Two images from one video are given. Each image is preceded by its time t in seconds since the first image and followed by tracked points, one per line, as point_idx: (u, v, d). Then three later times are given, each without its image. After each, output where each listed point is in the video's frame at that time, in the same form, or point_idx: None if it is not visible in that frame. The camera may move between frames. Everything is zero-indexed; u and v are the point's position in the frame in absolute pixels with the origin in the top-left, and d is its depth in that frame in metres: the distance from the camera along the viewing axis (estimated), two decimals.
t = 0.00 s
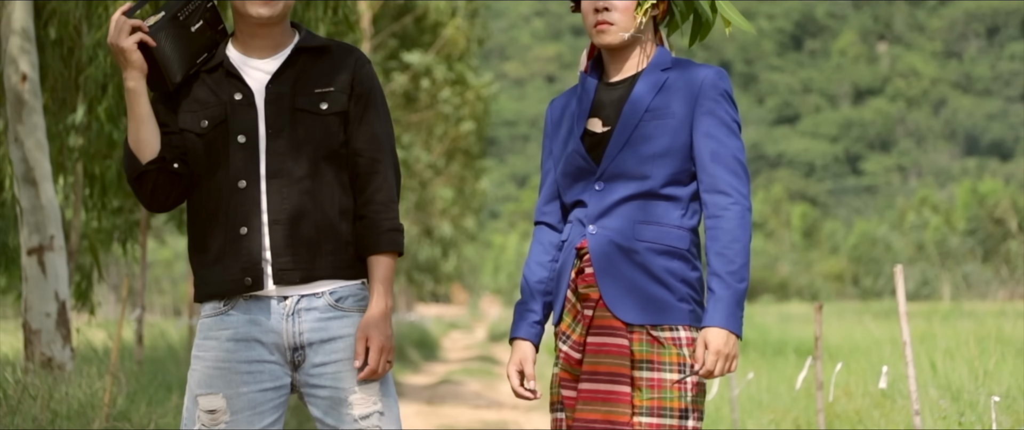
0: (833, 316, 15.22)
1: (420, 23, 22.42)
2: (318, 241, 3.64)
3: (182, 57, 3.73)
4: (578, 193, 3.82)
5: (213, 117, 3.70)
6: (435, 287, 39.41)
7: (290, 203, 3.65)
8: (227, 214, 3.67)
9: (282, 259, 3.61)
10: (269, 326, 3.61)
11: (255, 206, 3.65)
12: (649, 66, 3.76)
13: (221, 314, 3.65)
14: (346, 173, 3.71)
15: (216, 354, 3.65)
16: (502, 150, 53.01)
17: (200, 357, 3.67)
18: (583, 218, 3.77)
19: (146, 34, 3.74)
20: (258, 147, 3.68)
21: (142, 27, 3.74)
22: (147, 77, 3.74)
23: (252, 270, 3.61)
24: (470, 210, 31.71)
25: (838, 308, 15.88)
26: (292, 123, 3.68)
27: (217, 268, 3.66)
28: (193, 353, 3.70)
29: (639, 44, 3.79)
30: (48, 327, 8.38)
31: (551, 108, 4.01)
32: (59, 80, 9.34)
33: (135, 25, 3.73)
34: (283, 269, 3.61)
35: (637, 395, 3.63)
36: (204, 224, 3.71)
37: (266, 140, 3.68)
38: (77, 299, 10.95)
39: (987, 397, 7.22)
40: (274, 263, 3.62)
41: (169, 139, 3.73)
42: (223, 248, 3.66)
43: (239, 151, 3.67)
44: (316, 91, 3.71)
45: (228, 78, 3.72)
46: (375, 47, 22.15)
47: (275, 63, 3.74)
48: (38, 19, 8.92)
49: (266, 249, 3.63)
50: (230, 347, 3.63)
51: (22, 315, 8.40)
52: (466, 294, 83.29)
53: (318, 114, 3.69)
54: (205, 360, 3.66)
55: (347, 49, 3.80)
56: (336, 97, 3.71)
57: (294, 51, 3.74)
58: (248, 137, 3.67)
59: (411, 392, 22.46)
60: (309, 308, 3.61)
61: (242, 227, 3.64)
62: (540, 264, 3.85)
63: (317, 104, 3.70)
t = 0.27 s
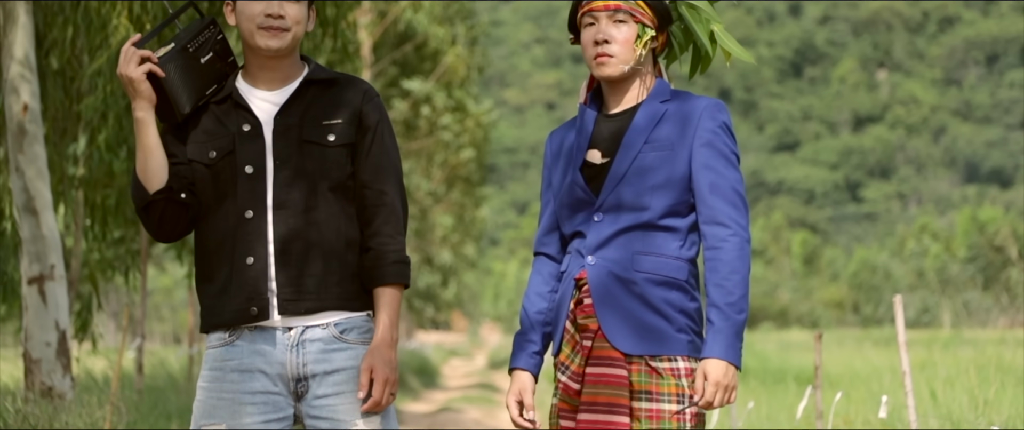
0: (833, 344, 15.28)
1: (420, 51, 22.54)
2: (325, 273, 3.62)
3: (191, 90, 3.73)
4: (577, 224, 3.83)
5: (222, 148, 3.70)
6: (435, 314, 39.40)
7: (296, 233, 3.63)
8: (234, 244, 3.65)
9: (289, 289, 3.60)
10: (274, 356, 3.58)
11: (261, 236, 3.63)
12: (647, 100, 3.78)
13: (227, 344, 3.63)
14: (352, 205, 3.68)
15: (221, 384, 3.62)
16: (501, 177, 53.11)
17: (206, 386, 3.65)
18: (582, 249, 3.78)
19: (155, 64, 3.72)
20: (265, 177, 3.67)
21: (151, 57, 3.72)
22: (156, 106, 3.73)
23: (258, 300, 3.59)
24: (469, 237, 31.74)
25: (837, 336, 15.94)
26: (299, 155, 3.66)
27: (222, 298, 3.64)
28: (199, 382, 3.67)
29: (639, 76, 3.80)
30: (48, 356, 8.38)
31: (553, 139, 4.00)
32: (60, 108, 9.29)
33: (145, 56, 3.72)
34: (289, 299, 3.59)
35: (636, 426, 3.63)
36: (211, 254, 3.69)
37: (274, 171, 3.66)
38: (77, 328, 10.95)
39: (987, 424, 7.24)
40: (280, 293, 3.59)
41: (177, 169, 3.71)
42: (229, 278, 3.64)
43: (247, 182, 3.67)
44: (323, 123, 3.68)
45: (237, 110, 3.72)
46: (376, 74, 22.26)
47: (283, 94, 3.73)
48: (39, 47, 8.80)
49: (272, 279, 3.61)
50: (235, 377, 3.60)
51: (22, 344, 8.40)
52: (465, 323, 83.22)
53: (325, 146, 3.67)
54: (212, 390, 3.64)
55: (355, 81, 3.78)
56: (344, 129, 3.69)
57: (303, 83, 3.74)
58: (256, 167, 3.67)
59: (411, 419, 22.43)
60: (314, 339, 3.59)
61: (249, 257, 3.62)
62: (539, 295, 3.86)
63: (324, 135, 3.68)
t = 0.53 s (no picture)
0: (834, 369, 15.33)
1: (420, 75, 22.61)
2: (332, 300, 3.52)
3: (201, 117, 3.66)
4: (576, 250, 3.84)
5: (230, 174, 3.62)
6: (434, 338, 39.38)
7: (303, 260, 3.53)
8: (240, 272, 3.57)
9: (294, 314, 3.50)
10: (278, 382, 3.48)
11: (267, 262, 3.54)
12: (646, 128, 3.80)
13: (232, 371, 3.53)
14: (359, 233, 3.59)
15: (225, 410, 3.53)
16: (501, 201, 53.14)
17: (210, 414, 3.55)
18: (582, 276, 3.78)
19: (165, 90, 3.66)
20: (272, 204, 3.58)
21: (161, 83, 3.66)
22: (166, 133, 3.67)
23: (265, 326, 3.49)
24: (469, 261, 31.73)
25: (837, 359, 16.01)
26: (306, 182, 3.58)
27: (229, 325, 3.55)
28: (203, 411, 3.57)
29: (638, 104, 3.83)
30: (48, 381, 8.40)
31: (551, 165, 4.00)
32: (62, 135, 9.28)
33: (155, 82, 3.66)
34: (293, 325, 3.49)
35: None
36: (217, 282, 3.60)
37: (281, 198, 3.58)
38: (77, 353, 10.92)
39: None
40: (285, 320, 3.49)
41: (184, 195, 3.63)
42: (235, 306, 3.55)
43: (254, 207, 3.58)
44: (331, 151, 3.61)
45: (245, 136, 3.65)
46: (375, 98, 22.31)
47: (292, 123, 3.65)
48: (41, 74, 8.82)
49: (277, 306, 3.51)
50: (239, 403, 3.50)
51: (22, 368, 8.43)
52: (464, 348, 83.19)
53: (333, 173, 3.59)
54: (216, 416, 3.54)
55: (365, 109, 3.70)
56: (352, 156, 3.61)
57: (311, 111, 3.65)
58: (263, 193, 3.58)
59: None
60: (318, 365, 3.48)
61: (256, 283, 3.53)
62: (538, 322, 3.87)
63: (332, 164, 3.60)
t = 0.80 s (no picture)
0: (834, 386, 15.36)
1: (420, 92, 22.68)
2: (337, 318, 3.64)
3: (208, 136, 3.78)
4: (575, 270, 3.85)
5: (236, 194, 3.73)
6: (434, 355, 39.32)
7: (308, 278, 3.65)
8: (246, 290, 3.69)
9: (300, 334, 3.61)
10: (282, 402, 3.58)
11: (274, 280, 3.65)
12: (645, 149, 3.81)
13: (237, 389, 3.63)
14: (364, 252, 3.71)
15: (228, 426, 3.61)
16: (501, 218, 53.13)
17: None
18: (581, 296, 3.79)
19: (174, 109, 3.77)
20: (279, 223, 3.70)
21: (170, 102, 3.78)
22: (173, 152, 3.77)
23: (271, 345, 3.60)
24: (470, 278, 31.74)
25: (838, 377, 16.05)
26: (313, 202, 3.70)
27: (235, 343, 3.65)
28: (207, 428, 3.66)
29: (638, 124, 3.83)
30: (49, 400, 8.40)
31: (549, 184, 4.02)
32: (63, 153, 9.26)
33: (164, 101, 3.77)
34: (297, 345, 3.61)
35: None
36: (224, 300, 3.71)
37: (288, 219, 3.70)
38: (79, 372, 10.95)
39: None
40: (291, 338, 3.61)
41: (192, 213, 3.75)
42: (240, 323, 3.67)
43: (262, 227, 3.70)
44: (337, 172, 3.73)
45: (252, 156, 3.77)
46: (376, 115, 22.35)
47: (299, 143, 3.79)
48: (41, 93, 8.79)
49: (283, 325, 3.63)
50: (243, 421, 3.60)
51: (23, 387, 8.44)
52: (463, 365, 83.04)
53: (338, 194, 3.71)
54: None
55: (370, 131, 3.83)
56: (357, 178, 3.72)
57: (318, 133, 3.79)
58: (270, 213, 3.70)
59: None
60: (321, 384, 3.59)
61: (261, 303, 3.65)
62: (537, 342, 3.87)
63: (338, 184, 3.71)
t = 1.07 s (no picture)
0: (834, 406, 15.44)
1: (420, 112, 22.78)
2: (343, 344, 3.37)
3: (218, 158, 3.49)
4: (572, 294, 3.85)
5: (243, 216, 3.46)
6: (435, 375, 39.38)
7: (313, 301, 3.38)
8: (248, 314, 3.40)
9: (303, 357, 3.33)
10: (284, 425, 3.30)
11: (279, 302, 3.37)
12: (643, 173, 3.83)
13: (239, 413, 3.35)
14: (372, 277, 3.43)
15: None
16: (502, 238, 53.14)
17: None
18: (581, 319, 3.79)
19: (183, 130, 3.47)
20: (285, 245, 3.41)
21: (179, 123, 3.47)
22: (181, 174, 3.49)
23: (276, 367, 3.32)
24: (470, 298, 31.80)
25: (839, 396, 16.14)
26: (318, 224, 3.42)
27: (235, 365, 3.37)
28: None
29: (637, 149, 3.85)
30: (49, 421, 8.39)
31: (547, 204, 4.02)
32: (62, 174, 9.24)
33: (173, 120, 3.47)
34: (301, 367, 3.32)
35: None
36: (226, 321, 3.42)
37: (293, 239, 3.41)
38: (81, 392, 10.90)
39: None
40: (296, 360, 3.33)
41: (198, 234, 3.47)
42: (244, 347, 3.38)
43: (266, 248, 3.42)
44: (345, 195, 3.45)
45: (261, 178, 3.49)
46: (376, 135, 22.43)
47: (309, 167, 3.50)
48: (40, 115, 8.83)
49: (287, 348, 3.34)
50: None
51: (23, 409, 8.44)
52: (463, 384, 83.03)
53: (345, 217, 3.43)
54: None
55: (379, 155, 3.55)
56: (365, 200, 3.45)
57: (327, 157, 3.51)
58: (276, 233, 3.42)
59: None
60: (325, 407, 3.30)
61: (266, 324, 3.37)
62: (535, 363, 3.87)
63: (345, 207, 3.44)
